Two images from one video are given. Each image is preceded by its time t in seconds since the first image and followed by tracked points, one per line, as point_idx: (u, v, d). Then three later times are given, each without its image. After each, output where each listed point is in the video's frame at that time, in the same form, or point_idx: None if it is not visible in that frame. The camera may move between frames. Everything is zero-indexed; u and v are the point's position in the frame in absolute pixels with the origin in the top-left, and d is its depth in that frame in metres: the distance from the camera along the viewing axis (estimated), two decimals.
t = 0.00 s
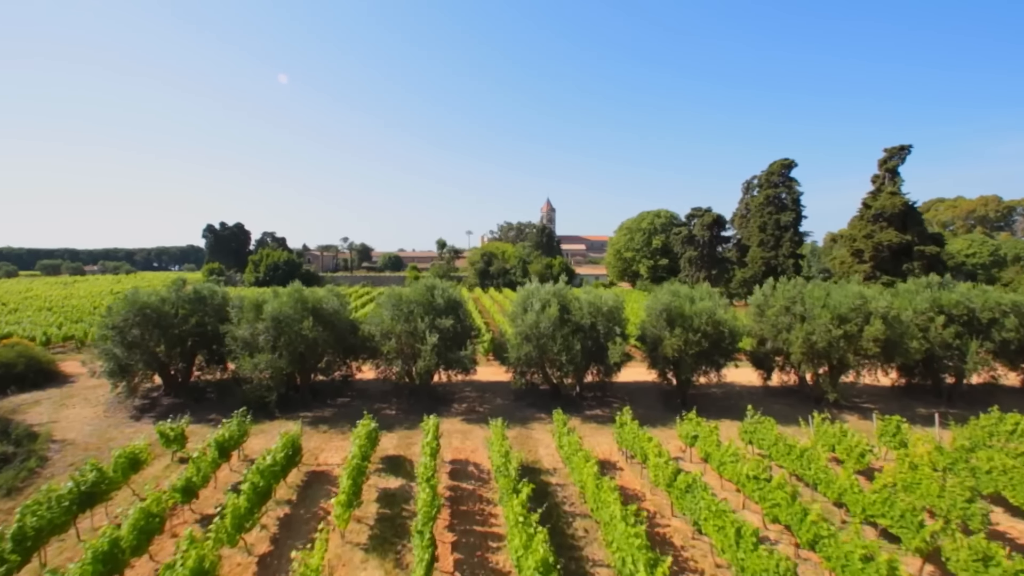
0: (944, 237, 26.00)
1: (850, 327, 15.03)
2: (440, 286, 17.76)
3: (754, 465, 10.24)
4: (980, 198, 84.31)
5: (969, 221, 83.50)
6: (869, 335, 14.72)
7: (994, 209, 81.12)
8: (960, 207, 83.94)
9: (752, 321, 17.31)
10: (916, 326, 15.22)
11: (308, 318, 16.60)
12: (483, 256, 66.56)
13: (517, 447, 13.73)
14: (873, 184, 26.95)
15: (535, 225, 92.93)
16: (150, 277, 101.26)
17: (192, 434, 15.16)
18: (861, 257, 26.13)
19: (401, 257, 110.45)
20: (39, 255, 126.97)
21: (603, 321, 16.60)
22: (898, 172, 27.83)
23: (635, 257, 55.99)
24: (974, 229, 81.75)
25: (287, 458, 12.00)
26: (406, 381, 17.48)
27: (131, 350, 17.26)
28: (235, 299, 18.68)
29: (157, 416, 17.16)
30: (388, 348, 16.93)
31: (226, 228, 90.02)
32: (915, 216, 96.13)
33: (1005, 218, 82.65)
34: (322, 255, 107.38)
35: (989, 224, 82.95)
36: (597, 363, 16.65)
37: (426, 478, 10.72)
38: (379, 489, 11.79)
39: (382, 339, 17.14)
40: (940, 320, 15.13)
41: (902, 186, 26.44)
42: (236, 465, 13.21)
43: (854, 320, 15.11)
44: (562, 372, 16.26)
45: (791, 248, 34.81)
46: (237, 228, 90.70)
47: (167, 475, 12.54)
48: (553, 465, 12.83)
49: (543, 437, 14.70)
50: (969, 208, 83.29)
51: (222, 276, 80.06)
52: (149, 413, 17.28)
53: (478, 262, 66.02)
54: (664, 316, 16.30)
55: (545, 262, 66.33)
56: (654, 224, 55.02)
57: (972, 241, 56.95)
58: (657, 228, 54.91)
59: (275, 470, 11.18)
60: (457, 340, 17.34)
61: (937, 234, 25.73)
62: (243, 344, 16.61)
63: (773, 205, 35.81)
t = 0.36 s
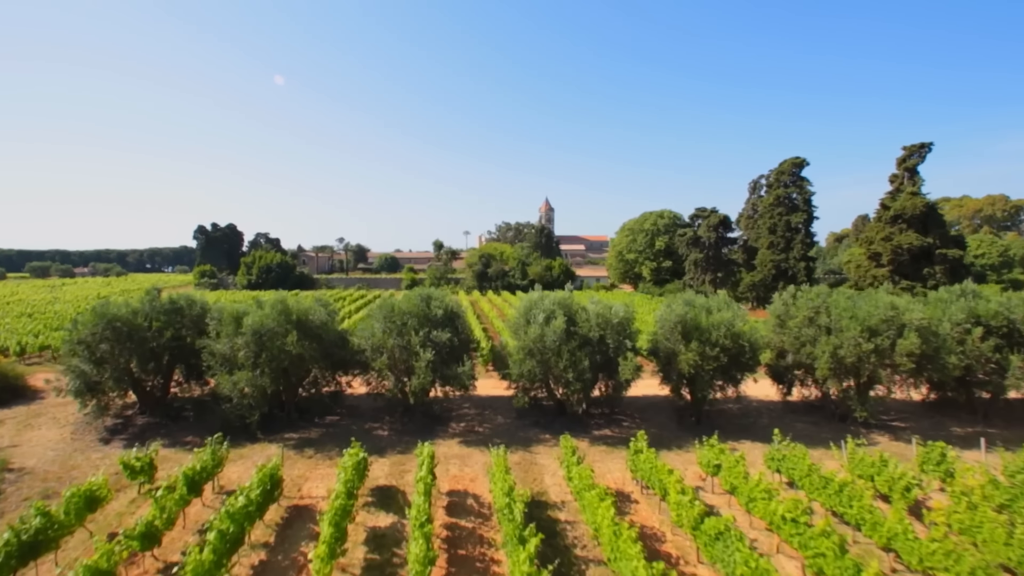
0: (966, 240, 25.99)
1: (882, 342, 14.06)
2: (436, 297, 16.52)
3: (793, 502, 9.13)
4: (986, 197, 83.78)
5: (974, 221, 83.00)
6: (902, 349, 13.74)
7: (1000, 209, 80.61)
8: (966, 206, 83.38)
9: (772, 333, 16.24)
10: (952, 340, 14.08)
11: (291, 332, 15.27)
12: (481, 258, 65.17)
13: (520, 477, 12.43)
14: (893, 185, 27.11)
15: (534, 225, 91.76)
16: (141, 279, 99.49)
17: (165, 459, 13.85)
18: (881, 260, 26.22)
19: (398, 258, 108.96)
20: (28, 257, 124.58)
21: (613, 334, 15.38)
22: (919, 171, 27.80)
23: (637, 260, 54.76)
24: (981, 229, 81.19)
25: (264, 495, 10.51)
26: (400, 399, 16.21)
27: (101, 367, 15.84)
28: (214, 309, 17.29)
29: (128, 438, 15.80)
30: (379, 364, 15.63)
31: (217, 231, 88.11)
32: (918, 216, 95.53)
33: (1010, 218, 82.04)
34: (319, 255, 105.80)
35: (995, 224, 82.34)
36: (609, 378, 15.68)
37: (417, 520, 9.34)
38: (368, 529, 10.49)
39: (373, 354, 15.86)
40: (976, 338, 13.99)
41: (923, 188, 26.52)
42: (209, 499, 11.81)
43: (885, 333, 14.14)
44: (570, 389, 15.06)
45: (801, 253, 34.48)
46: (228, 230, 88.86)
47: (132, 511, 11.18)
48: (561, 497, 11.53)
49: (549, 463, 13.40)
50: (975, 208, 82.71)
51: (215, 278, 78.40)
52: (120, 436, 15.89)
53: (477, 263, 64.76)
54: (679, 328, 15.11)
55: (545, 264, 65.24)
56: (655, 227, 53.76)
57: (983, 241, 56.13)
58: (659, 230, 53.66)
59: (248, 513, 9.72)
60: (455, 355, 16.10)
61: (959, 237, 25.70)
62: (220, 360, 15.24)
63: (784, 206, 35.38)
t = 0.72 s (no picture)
0: (984, 243, 25.04)
1: (913, 357, 13.11)
2: (430, 307, 15.41)
3: (835, 548, 7.94)
4: (988, 196, 83.09)
5: (976, 221, 82.39)
6: (936, 365, 12.80)
7: (1002, 208, 79.89)
8: (968, 206, 82.68)
9: (792, 346, 15.26)
10: (990, 355, 13.04)
11: (273, 345, 14.11)
12: (478, 258, 64.01)
13: (519, 508, 11.25)
14: (907, 184, 26.23)
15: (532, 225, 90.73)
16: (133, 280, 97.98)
17: (136, 484, 12.62)
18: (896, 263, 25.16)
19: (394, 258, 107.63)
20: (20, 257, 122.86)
21: (619, 347, 14.27)
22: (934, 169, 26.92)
23: (636, 261, 53.72)
24: (983, 228, 80.57)
25: (234, 535, 9.27)
26: (391, 417, 15.07)
27: (68, 380, 14.43)
28: (191, 318, 16.13)
29: (97, 459, 14.22)
30: (367, 380, 14.49)
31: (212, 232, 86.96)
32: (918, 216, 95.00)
33: (1011, 217, 81.49)
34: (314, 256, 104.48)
35: (997, 223, 81.60)
36: (615, 394, 14.57)
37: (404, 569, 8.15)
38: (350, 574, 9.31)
39: (361, 369, 14.72)
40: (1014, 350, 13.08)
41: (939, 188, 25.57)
42: (175, 535, 10.56)
43: (916, 346, 13.22)
44: (573, 407, 13.95)
45: (808, 254, 33.21)
46: (224, 231, 88.04)
47: (90, 550, 9.98)
48: (566, 534, 10.35)
49: (552, 490, 12.23)
50: (977, 207, 82.01)
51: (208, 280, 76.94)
52: (88, 457, 14.30)
53: (473, 264, 63.61)
54: (691, 341, 14.01)
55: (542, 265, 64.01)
56: (655, 227, 52.76)
57: (988, 240, 55.34)
58: (658, 230, 52.66)
59: (213, 559, 8.41)
60: (451, 369, 15.01)
61: (975, 238, 24.99)
62: (195, 376, 14.04)
63: (792, 206, 34.40)
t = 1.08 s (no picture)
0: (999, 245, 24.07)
1: (946, 373, 12.16)
2: (422, 317, 14.22)
3: None
4: (984, 196, 83.01)
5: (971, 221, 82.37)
6: (972, 383, 11.90)
7: (997, 208, 79.77)
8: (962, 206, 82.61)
9: (810, 359, 14.18)
10: None
11: (249, 360, 12.87)
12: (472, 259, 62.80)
13: (520, 548, 10.06)
14: (917, 185, 25.26)
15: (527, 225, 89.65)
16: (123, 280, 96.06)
17: (94, 517, 11.28)
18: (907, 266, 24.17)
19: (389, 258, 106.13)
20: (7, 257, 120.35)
21: (627, 361, 13.13)
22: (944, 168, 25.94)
23: (633, 262, 52.71)
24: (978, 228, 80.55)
25: None
26: (379, 438, 13.88)
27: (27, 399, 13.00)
28: (163, 329, 14.70)
29: (55, 486, 12.88)
30: (352, 398, 13.31)
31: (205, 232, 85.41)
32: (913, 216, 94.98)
33: (1005, 217, 81.49)
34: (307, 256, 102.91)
35: (992, 223, 81.53)
36: (622, 412, 13.48)
37: None
38: None
39: (346, 386, 13.54)
40: None
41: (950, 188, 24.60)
42: None
43: (949, 361, 12.26)
44: (577, 427, 12.82)
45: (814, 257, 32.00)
46: (218, 231, 86.55)
47: None
48: None
49: (554, 523, 11.07)
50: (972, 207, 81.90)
51: (198, 280, 75.12)
52: (46, 483, 12.98)
53: (468, 265, 62.37)
54: (705, 356, 12.92)
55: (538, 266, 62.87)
56: (653, 227, 51.76)
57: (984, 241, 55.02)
58: (655, 230, 51.66)
59: None
60: (444, 385, 13.84)
61: (989, 241, 24.05)
62: (162, 394, 12.73)
63: (795, 207, 33.38)
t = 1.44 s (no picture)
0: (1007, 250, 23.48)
1: (977, 393, 11.25)
2: (412, 330, 13.01)
3: None
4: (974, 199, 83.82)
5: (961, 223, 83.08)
6: (1007, 402, 10.94)
7: (987, 210, 80.53)
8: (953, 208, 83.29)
9: (829, 375, 13.20)
10: None
11: (218, 381, 11.55)
12: (467, 260, 61.51)
13: None
14: (925, 189, 24.63)
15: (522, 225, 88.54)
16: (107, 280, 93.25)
17: (32, 566, 9.98)
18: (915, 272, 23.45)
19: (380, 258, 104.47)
20: None
21: (636, 380, 12.06)
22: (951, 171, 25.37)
23: (631, 263, 51.92)
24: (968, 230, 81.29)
25: None
26: (363, 465, 12.65)
27: None
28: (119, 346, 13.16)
29: None
30: (335, 422, 12.07)
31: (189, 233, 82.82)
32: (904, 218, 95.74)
33: (995, 220, 82.34)
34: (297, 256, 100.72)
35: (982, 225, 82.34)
36: (630, 435, 12.42)
37: None
38: None
39: (328, 407, 12.30)
40: None
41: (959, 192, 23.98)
42: None
43: (981, 378, 11.36)
44: (582, 453, 11.72)
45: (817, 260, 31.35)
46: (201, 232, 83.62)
47: None
48: None
49: (557, 566, 9.93)
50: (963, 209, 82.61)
51: (184, 281, 72.96)
52: None
53: (462, 267, 61.03)
54: (720, 374, 11.88)
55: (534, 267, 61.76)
56: (650, 228, 50.93)
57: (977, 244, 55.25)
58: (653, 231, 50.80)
59: None
60: (436, 406, 12.63)
61: (997, 246, 23.43)
62: (118, 420, 11.35)
63: (798, 210, 32.68)
